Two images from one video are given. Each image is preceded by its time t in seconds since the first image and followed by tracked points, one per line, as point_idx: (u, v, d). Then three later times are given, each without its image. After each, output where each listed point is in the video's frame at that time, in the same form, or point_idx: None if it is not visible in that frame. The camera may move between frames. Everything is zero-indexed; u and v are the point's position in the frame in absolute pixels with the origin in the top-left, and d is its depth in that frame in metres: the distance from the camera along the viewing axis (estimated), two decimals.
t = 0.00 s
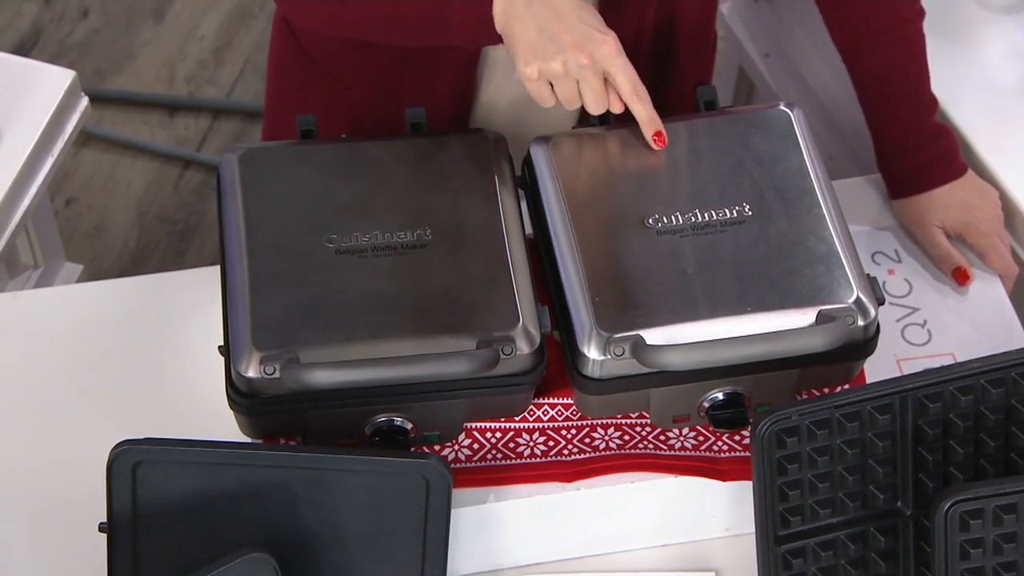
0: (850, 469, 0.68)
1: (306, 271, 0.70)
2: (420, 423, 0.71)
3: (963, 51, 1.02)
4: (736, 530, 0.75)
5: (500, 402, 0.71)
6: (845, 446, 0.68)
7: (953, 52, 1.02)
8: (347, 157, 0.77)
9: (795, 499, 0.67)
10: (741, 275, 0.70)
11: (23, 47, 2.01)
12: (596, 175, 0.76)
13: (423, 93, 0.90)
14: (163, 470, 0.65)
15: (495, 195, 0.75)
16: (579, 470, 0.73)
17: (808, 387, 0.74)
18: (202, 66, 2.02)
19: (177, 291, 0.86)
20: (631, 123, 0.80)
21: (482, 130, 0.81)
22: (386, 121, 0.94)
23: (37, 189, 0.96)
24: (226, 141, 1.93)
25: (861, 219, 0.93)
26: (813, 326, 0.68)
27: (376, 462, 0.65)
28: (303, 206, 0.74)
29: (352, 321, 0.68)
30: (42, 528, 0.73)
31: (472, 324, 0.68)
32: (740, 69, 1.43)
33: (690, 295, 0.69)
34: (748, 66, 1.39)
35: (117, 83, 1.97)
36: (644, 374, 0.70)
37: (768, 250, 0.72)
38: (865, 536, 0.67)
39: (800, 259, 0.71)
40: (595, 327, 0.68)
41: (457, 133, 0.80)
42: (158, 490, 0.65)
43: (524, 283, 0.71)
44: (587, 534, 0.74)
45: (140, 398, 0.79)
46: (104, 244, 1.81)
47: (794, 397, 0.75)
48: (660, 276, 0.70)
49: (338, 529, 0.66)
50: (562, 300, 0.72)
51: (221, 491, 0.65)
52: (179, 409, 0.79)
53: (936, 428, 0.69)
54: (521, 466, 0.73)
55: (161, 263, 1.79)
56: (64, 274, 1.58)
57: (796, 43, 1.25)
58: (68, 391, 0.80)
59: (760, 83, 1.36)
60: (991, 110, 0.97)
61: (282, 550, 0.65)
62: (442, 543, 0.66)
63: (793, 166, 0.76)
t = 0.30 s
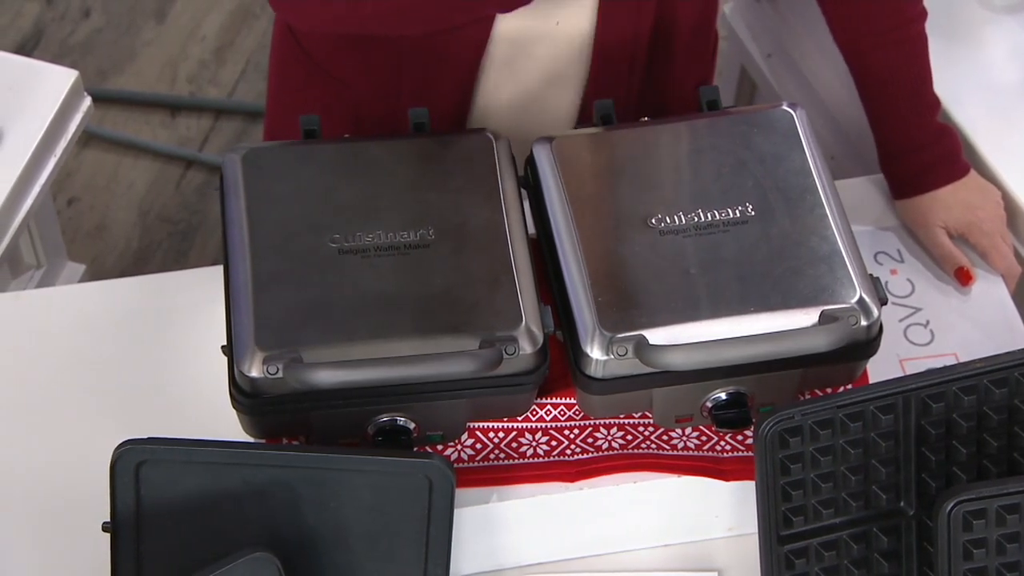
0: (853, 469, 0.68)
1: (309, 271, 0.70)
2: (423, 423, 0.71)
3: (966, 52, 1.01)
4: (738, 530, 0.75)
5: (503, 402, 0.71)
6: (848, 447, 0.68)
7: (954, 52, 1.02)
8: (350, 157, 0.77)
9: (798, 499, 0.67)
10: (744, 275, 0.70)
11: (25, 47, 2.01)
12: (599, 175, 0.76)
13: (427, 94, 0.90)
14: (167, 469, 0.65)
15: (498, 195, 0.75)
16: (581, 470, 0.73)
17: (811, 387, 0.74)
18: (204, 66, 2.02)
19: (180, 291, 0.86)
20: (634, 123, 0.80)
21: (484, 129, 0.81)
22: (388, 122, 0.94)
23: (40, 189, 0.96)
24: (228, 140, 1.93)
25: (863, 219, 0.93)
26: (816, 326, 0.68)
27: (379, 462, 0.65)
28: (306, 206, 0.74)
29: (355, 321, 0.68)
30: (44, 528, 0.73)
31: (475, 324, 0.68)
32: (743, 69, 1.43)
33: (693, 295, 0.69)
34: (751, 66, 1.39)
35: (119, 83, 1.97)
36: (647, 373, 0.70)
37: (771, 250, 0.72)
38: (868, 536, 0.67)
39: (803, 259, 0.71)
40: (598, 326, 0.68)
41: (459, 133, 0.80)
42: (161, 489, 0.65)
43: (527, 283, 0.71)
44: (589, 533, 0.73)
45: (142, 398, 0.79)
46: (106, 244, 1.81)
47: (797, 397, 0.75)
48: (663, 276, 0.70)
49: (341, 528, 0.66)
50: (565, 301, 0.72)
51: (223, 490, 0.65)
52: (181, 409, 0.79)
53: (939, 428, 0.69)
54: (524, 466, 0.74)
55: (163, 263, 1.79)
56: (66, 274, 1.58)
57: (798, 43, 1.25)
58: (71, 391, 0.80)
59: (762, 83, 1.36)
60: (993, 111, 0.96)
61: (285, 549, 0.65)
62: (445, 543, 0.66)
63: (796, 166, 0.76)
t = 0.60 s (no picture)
0: (856, 468, 0.68)
1: (311, 271, 0.70)
2: (425, 423, 0.71)
3: (968, 52, 1.01)
4: (740, 530, 0.74)
5: (505, 402, 0.71)
6: (851, 446, 0.68)
7: (956, 52, 1.01)
8: (352, 157, 0.77)
9: (801, 499, 0.67)
10: (747, 275, 0.70)
11: (26, 47, 2.01)
12: (602, 174, 0.76)
13: (430, 95, 0.90)
14: (170, 469, 0.65)
15: (500, 195, 0.75)
16: (582, 470, 0.74)
17: (813, 386, 0.74)
18: (205, 66, 2.02)
19: (182, 290, 0.86)
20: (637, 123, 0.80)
21: (487, 130, 0.81)
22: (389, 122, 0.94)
23: (43, 188, 0.96)
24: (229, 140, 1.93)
25: (865, 219, 0.93)
26: (819, 326, 0.68)
27: (382, 462, 0.65)
28: (308, 206, 0.74)
29: (358, 320, 0.68)
30: (46, 527, 0.73)
31: (478, 324, 0.68)
32: (745, 68, 1.43)
33: (696, 295, 0.69)
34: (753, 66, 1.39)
35: (120, 83, 1.97)
36: (649, 373, 0.70)
37: (774, 250, 0.72)
38: (870, 536, 0.67)
39: (805, 259, 0.71)
40: (600, 326, 0.68)
41: (461, 133, 0.80)
42: (164, 488, 0.65)
43: (530, 282, 0.71)
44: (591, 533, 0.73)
45: (144, 398, 0.79)
46: (108, 244, 1.81)
47: (799, 397, 0.75)
48: (665, 276, 0.70)
49: (343, 528, 0.66)
50: (567, 300, 0.72)
51: (226, 490, 0.65)
52: (183, 409, 0.79)
53: (941, 428, 0.69)
54: (526, 466, 0.74)
55: (165, 263, 1.79)
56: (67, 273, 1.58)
57: (801, 43, 1.25)
58: (73, 391, 0.80)
59: (764, 83, 1.36)
60: (996, 111, 0.96)
61: (288, 548, 0.65)
62: (447, 542, 0.66)
63: (799, 166, 0.76)
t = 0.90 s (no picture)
0: (858, 468, 0.68)
1: (313, 270, 0.70)
2: (426, 423, 0.71)
3: (969, 53, 1.01)
4: (742, 530, 0.74)
5: (507, 402, 0.71)
6: (852, 446, 0.68)
7: (956, 52, 1.01)
8: (353, 157, 0.77)
9: (802, 498, 0.67)
10: (748, 275, 0.70)
11: (27, 47, 2.01)
12: (603, 174, 0.76)
13: (431, 95, 0.90)
14: (171, 469, 0.65)
15: (501, 195, 0.75)
16: (584, 470, 0.74)
17: (814, 387, 0.74)
18: (206, 65, 2.01)
19: (182, 290, 0.86)
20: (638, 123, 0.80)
21: (488, 129, 0.81)
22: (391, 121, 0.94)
23: (43, 188, 0.96)
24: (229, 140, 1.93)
25: (866, 220, 0.93)
26: (821, 326, 0.68)
27: (383, 462, 0.65)
28: (309, 206, 0.74)
29: (359, 320, 0.68)
30: (47, 527, 0.73)
31: (479, 324, 0.68)
32: (746, 68, 1.44)
33: (697, 295, 0.69)
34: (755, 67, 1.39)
35: (121, 83, 1.97)
36: (650, 373, 0.70)
37: (775, 250, 0.72)
38: (872, 536, 0.67)
39: (807, 259, 0.71)
40: (602, 326, 0.68)
41: (462, 133, 0.79)
42: (165, 488, 0.65)
43: (531, 282, 0.71)
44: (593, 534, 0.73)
45: (144, 398, 0.79)
46: (108, 244, 1.81)
47: (801, 397, 0.75)
48: (667, 275, 0.70)
49: (345, 528, 0.66)
50: (568, 300, 0.72)
51: (227, 490, 0.65)
52: (184, 409, 0.79)
53: (943, 428, 0.68)
54: (528, 466, 0.74)
55: (165, 263, 1.79)
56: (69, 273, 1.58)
57: (802, 43, 1.26)
58: (74, 391, 0.80)
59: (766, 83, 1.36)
60: (997, 111, 0.96)
61: (289, 548, 0.65)
62: (448, 543, 0.66)
63: (800, 165, 0.76)
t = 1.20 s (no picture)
0: (859, 468, 0.68)
1: (314, 270, 0.70)
2: (427, 422, 0.71)
3: (970, 52, 1.01)
4: (741, 530, 0.75)
5: (507, 402, 0.71)
6: (853, 446, 0.68)
7: (955, 52, 1.01)
8: (353, 157, 0.77)
9: (803, 498, 0.67)
10: (748, 275, 0.70)
11: (27, 47, 2.01)
12: (604, 173, 0.76)
13: (431, 95, 0.90)
14: (172, 469, 0.65)
15: (502, 195, 0.75)
16: (584, 470, 0.73)
17: (815, 387, 0.74)
18: (206, 65, 2.01)
19: (183, 290, 0.86)
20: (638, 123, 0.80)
21: (488, 129, 0.81)
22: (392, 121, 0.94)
23: (43, 188, 0.96)
24: (230, 140, 1.93)
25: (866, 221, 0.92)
26: (822, 325, 0.68)
27: (384, 462, 0.65)
28: (309, 206, 0.74)
29: (360, 320, 0.68)
30: (48, 526, 0.73)
31: (480, 324, 0.68)
32: (746, 68, 1.44)
33: (698, 295, 0.69)
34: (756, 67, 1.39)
35: (121, 83, 1.97)
36: (651, 373, 0.69)
37: (775, 250, 0.72)
38: (873, 535, 0.67)
39: (808, 258, 0.71)
40: (602, 326, 0.68)
41: (463, 133, 0.79)
42: (166, 487, 0.65)
43: (532, 282, 0.71)
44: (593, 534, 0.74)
45: (145, 398, 0.79)
46: (108, 243, 1.81)
47: (801, 397, 0.75)
48: (667, 275, 0.70)
49: (345, 527, 0.66)
50: (569, 300, 0.71)
51: (227, 489, 0.65)
52: (184, 409, 0.79)
53: (944, 428, 0.68)
54: (528, 465, 0.74)
55: (165, 263, 1.79)
56: (69, 273, 1.58)
57: (802, 43, 1.26)
58: (75, 390, 0.80)
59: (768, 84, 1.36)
60: (997, 111, 0.96)
61: (289, 548, 0.65)
62: (449, 543, 0.66)
63: (801, 165, 0.76)
